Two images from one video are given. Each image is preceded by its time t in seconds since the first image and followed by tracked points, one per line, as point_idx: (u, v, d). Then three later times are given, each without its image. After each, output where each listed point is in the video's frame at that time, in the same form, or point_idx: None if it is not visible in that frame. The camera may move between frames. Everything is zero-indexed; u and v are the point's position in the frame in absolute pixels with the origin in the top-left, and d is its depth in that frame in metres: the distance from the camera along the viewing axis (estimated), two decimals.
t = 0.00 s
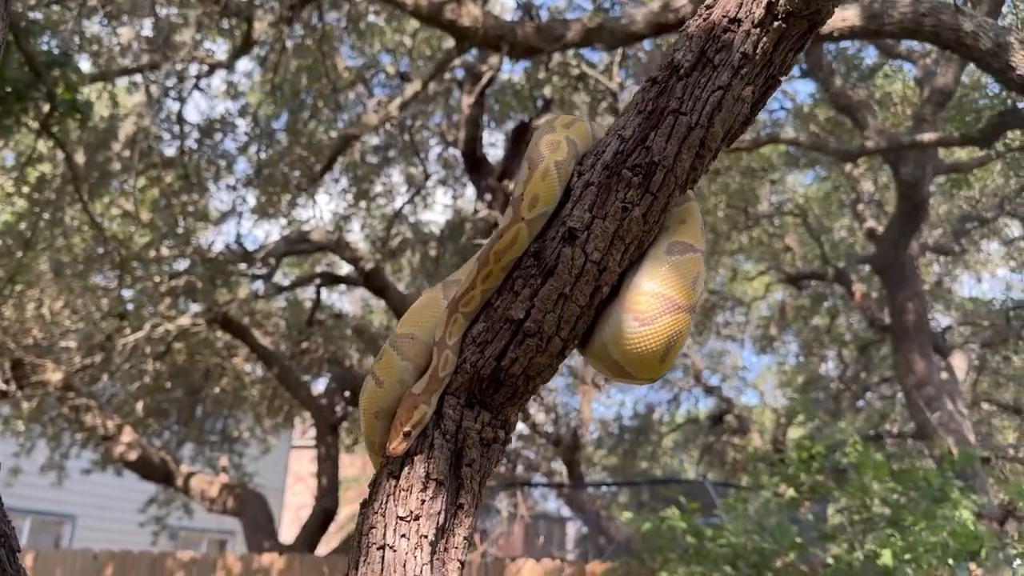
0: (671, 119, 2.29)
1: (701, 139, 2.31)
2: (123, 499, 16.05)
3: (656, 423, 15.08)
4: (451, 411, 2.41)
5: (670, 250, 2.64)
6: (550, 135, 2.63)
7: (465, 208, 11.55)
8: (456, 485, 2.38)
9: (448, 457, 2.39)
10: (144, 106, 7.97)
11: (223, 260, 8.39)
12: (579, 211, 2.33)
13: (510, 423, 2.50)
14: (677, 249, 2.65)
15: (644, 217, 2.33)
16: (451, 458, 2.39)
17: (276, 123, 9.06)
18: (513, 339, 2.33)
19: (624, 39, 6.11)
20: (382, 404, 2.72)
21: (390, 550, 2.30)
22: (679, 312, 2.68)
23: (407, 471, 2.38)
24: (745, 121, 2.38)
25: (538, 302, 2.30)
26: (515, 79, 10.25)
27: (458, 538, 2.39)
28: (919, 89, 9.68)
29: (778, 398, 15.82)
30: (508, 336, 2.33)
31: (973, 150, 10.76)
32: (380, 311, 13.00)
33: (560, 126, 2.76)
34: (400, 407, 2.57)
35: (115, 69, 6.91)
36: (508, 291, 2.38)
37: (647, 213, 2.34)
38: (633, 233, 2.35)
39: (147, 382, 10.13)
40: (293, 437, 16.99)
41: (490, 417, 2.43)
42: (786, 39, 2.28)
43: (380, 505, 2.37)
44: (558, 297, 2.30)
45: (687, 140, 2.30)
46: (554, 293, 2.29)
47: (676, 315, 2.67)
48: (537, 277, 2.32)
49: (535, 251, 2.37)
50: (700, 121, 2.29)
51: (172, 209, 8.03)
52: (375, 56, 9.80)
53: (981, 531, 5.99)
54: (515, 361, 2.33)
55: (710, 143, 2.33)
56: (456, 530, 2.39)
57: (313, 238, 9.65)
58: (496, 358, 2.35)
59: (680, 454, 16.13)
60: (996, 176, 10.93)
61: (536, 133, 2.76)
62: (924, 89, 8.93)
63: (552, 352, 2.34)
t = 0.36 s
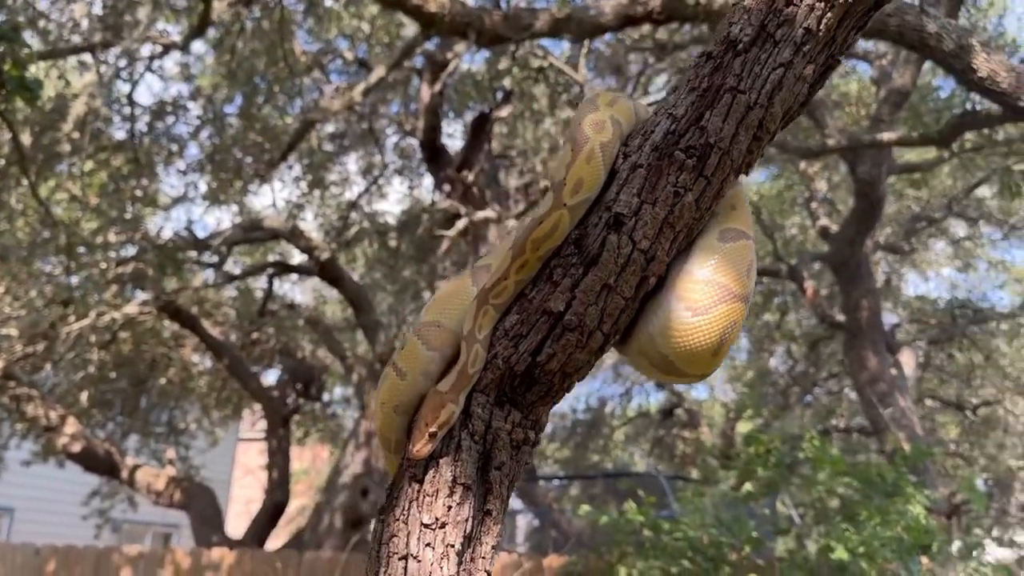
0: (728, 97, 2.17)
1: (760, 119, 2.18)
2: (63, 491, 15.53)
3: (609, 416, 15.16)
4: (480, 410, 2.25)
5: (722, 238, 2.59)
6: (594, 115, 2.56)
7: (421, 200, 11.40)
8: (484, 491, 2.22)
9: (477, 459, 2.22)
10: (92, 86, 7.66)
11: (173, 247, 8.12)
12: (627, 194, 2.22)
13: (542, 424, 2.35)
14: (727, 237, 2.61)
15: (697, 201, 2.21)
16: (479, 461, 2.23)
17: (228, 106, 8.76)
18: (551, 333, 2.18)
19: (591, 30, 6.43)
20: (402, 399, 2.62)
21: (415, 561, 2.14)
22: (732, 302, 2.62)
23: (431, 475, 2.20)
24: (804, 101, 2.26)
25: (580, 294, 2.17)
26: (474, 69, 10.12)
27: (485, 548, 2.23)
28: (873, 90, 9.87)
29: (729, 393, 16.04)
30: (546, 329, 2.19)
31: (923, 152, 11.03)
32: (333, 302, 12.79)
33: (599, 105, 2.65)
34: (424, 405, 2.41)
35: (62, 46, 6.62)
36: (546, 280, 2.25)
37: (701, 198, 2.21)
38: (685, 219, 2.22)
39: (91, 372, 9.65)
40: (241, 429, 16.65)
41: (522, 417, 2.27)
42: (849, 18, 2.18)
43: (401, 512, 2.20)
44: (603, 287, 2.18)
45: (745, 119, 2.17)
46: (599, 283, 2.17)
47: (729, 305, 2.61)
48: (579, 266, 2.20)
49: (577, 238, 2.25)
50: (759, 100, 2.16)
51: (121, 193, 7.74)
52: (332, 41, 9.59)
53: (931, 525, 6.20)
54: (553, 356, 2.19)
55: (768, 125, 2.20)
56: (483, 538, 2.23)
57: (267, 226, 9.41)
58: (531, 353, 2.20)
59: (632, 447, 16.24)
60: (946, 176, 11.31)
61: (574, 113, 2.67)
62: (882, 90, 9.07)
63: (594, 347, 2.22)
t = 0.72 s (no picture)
0: (771, 83, 2.27)
1: (800, 107, 2.29)
2: None
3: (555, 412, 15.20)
4: (498, 408, 2.29)
5: (754, 229, 2.74)
6: (628, 100, 2.70)
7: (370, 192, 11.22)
8: (499, 493, 2.22)
9: (493, 460, 2.23)
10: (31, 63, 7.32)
11: (114, 233, 7.81)
12: (662, 181, 2.30)
13: (559, 423, 2.38)
14: (760, 227, 2.76)
15: (733, 191, 2.31)
16: (496, 461, 2.24)
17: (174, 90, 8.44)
18: (576, 328, 2.23)
19: (552, 24, 6.48)
20: (415, 390, 2.71)
21: (428, 566, 2.09)
22: (769, 291, 2.74)
23: (445, 476, 2.18)
24: (842, 89, 2.39)
25: (609, 286, 2.23)
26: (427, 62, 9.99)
27: (500, 552, 2.21)
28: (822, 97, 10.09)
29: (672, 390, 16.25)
30: (572, 323, 2.24)
31: (867, 158, 11.33)
32: (277, 293, 12.52)
33: (631, 90, 2.78)
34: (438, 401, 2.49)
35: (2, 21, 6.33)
36: (572, 272, 2.32)
37: (736, 189, 2.31)
38: (721, 210, 2.32)
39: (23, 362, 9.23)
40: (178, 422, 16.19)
41: (540, 416, 2.31)
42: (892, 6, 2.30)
43: (413, 515, 2.17)
44: (634, 281, 2.23)
45: (784, 110, 2.28)
46: (630, 274, 2.22)
47: (766, 293, 2.73)
48: (609, 258, 2.26)
49: (606, 228, 2.33)
50: (801, 87, 2.27)
51: (59, 176, 7.39)
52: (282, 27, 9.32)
53: (874, 523, 6.33)
54: (577, 351, 2.23)
55: (809, 113, 2.32)
56: (497, 543, 2.20)
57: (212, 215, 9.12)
58: (556, 348, 2.25)
59: (576, 443, 16.33)
60: (889, 181, 11.66)
61: (606, 96, 2.79)
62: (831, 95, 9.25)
63: (620, 344, 2.27)
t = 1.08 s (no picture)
0: (795, 82, 2.25)
1: (823, 108, 2.26)
2: None
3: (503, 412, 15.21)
4: (508, 407, 2.27)
5: (774, 225, 2.70)
6: (649, 97, 2.61)
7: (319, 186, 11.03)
8: (507, 495, 2.22)
9: (501, 461, 2.23)
10: None
11: (54, 222, 7.55)
12: (683, 178, 2.28)
13: (568, 423, 2.37)
14: (780, 223, 2.72)
15: (755, 191, 2.29)
16: (505, 463, 2.23)
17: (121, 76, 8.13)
18: (592, 326, 2.21)
19: (513, 23, 6.52)
20: (423, 384, 2.63)
21: (433, 569, 2.09)
22: (789, 288, 2.71)
23: (453, 477, 2.18)
24: (863, 91, 2.35)
25: (628, 285, 2.21)
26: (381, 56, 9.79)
27: (507, 555, 2.21)
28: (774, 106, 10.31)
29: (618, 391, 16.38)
30: (587, 322, 2.21)
31: (814, 167, 11.64)
32: (221, 288, 12.22)
33: (651, 84, 2.70)
34: (444, 401, 2.41)
35: None
36: (588, 269, 2.29)
37: (758, 188, 2.29)
38: (742, 209, 2.30)
39: None
40: (115, 418, 15.73)
41: (551, 416, 2.29)
42: (915, 9, 2.26)
43: (419, 516, 2.16)
44: (653, 279, 2.21)
45: (807, 109, 2.25)
46: (650, 273, 2.20)
47: (786, 290, 2.70)
48: (627, 256, 2.24)
49: (625, 225, 2.30)
50: (824, 87, 2.24)
51: None
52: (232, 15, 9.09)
53: (817, 524, 6.41)
54: (591, 350, 2.21)
55: (831, 113, 2.28)
56: (504, 545, 2.20)
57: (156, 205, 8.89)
58: (570, 347, 2.23)
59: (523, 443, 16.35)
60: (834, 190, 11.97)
61: (625, 92, 2.70)
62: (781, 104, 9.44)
63: (636, 344, 2.27)
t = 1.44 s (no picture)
0: (786, 93, 2.26)
1: (813, 119, 2.28)
2: None
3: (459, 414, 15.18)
4: (501, 407, 2.26)
5: (763, 228, 2.75)
6: (644, 106, 2.62)
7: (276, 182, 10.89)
8: (498, 493, 2.21)
9: (494, 459, 2.21)
10: None
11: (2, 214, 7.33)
12: (677, 184, 2.29)
13: (558, 424, 2.38)
14: (769, 226, 2.78)
15: (747, 198, 2.30)
16: (497, 462, 2.22)
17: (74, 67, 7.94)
18: (586, 328, 2.21)
19: (478, 25, 6.54)
20: (419, 378, 2.64)
21: (426, 566, 2.06)
22: (778, 288, 2.76)
23: (446, 475, 2.16)
24: (849, 104, 2.38)
25: (622, 287, 2.21)
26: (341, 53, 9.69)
27: (497, 553, 2.20)
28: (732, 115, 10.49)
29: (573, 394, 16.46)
30: (581, 324, 2.22)
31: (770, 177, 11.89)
32: (173, 284, 11.97)
33: (647, 92, 2.72)
34: (437, 399, 2.40)
35: None
36: (582, 272, 2.30)
37: (751, 194, 2.31)
38: (734, 216, 2.32)
39: None
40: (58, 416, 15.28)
41: (542, 415, 2.29)
42: (901, 26, 2.31)
43: (412, 514, 2.13)
44: (647, 282, 2.22)
45: (799, 119, 2.27)
46: (644, 276, 2.21)
47: (776, 290, 2.75)
48: (621, 258, 2.24)
49: (620, 229, 2.31)
50: (814, 99, 2.27)
51: None
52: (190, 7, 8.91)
53: (769, 528, 6.51)
54: (585, 351, 2.21)
55: (819, 125, 2.31)
56: (495, 543, 2.19)
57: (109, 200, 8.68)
58: (564, 347, 2.23)
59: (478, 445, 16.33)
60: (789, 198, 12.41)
61: (621, 99, 2.71)
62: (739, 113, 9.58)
63: (627, 346, 2.28)
